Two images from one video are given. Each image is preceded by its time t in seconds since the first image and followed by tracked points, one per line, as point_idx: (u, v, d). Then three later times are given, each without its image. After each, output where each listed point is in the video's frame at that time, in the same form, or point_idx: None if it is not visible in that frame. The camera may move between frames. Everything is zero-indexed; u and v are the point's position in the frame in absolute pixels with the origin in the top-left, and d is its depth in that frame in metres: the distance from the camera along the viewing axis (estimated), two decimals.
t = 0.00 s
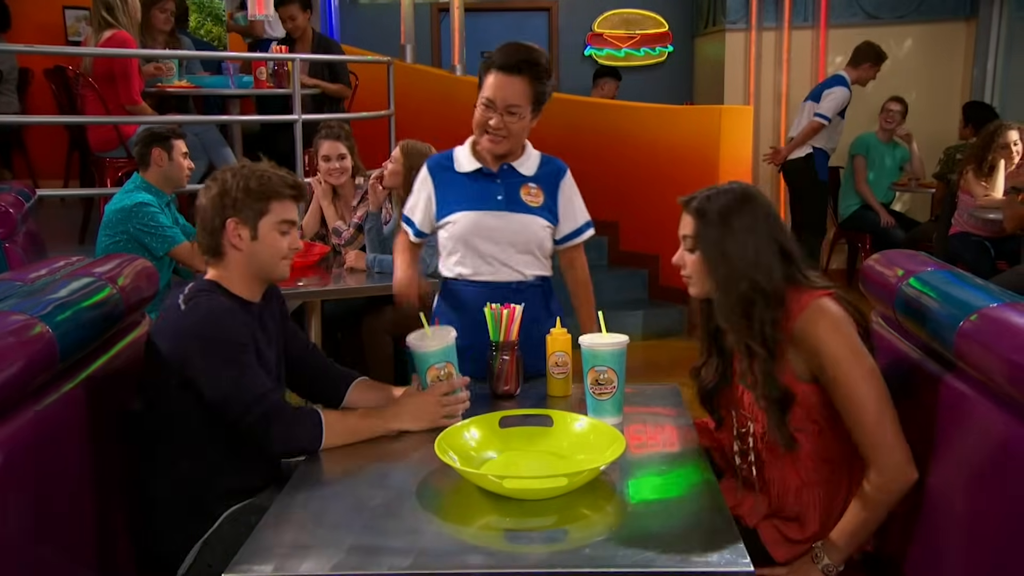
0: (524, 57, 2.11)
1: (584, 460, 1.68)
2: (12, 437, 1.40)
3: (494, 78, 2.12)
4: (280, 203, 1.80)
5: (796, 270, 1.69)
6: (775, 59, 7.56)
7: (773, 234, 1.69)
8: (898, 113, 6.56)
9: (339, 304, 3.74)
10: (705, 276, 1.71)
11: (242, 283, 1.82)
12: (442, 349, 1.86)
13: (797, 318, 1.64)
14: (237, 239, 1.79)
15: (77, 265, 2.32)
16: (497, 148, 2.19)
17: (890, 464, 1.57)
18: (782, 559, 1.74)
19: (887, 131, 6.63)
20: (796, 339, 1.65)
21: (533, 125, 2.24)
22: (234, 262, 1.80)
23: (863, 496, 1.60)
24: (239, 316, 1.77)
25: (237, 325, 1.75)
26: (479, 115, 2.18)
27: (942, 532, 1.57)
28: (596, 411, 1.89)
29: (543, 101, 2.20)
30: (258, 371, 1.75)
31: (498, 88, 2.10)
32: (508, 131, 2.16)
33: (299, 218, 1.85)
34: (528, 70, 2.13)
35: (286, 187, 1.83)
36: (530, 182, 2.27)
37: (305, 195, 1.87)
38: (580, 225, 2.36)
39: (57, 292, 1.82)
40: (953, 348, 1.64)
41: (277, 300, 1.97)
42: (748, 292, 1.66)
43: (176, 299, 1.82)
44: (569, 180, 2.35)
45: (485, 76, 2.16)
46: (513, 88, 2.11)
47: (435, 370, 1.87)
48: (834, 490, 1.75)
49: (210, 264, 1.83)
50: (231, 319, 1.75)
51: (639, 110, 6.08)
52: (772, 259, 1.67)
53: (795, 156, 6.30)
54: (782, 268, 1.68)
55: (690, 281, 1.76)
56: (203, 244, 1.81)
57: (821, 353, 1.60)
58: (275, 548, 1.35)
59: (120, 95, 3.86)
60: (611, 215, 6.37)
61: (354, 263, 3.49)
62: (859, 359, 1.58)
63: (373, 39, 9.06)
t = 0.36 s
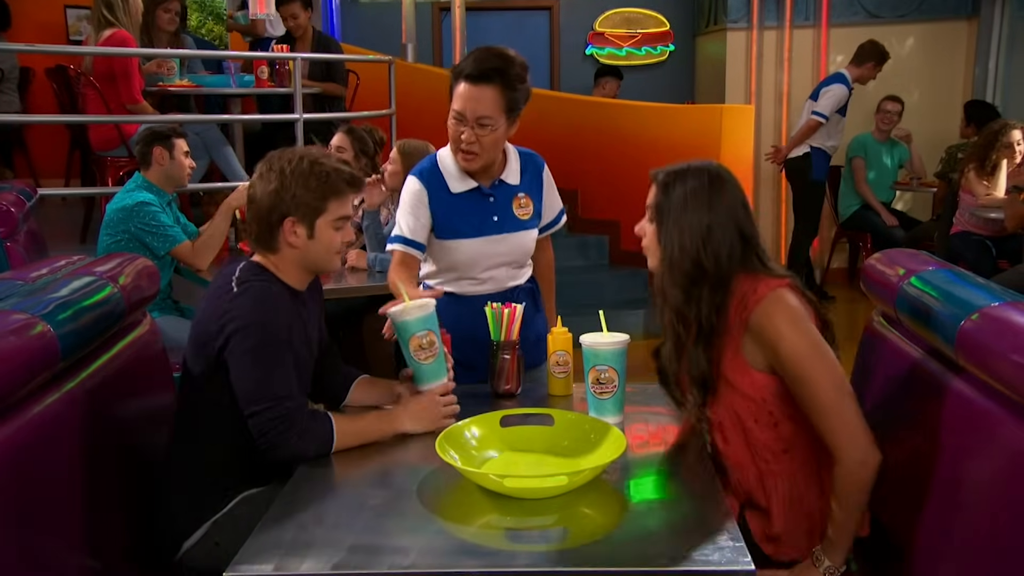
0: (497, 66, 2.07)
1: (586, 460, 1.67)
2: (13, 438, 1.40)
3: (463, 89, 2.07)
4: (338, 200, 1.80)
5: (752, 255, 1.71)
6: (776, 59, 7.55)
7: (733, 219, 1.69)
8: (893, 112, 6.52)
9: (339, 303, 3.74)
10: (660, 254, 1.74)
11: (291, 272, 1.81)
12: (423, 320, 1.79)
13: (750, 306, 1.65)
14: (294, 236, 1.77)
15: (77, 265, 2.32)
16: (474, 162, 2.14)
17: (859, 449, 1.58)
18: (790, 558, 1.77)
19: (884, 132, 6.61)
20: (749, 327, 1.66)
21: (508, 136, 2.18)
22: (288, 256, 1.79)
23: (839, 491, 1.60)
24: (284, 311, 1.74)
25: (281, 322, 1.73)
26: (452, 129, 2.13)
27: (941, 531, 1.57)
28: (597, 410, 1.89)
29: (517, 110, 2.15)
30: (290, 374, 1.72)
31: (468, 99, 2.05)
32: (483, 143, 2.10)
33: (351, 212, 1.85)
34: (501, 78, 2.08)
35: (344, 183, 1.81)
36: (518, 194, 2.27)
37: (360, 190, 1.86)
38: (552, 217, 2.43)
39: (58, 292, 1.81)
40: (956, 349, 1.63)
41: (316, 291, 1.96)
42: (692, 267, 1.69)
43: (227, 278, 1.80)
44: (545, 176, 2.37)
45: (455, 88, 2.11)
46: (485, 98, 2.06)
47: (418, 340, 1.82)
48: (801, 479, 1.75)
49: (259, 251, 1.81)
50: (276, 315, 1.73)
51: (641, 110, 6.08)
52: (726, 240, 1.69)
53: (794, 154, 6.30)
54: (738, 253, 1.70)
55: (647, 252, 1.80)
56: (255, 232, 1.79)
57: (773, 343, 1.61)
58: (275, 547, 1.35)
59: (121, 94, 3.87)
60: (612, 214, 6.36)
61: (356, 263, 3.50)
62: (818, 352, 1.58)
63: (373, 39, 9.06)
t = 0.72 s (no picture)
0: (491, 67, 2.05)
1: (586, 461, 1.67)
2: (14, 438, 1.40)
3: (459, 90, 2.07)
4: (307, 210, 1.80)
5: (794, 249, 1.67)
6: (777, 59, 7.55)
7: (780, 211, 1.64)
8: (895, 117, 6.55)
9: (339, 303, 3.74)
10: (707, 235, 1.68)
11: (260, 289, 1.80)
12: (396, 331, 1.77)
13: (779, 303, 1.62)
14: (264, 250, 1.77)
15: (79, 265, 2.32)
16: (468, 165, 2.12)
17: (871, 461, 1.59)
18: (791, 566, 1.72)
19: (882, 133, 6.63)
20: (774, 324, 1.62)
21: (508, 139, 2.17)
22: (259, 272, 1.78)
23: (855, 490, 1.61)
24: (249, 321, 1.74)
25: (245, 331, 1.72)
26: (448, 131, 2.12)
27: (941, 532, 1.57)
28: (597, 410, 1.89)
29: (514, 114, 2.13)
30: (265, 378, 1.72)
31: (461, 100, 2.04)
32: (476, 145, 2.08)
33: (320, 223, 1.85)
34: (494, 79, 2.07)
35: (310, 192, 1.81)
36: (519, 196, 2.26)
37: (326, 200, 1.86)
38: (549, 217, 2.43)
39: (58, 292, 1.81)
40: (956, 351, 1.62)
41: (291, 304, 1.95)
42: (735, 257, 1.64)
43: (186, 301, 1.81)
44: (538, 176, 2.36)
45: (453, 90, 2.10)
46: (478, 99, 2.04)
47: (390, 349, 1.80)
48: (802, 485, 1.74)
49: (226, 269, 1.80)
50: (237, 324, 1.72)
51: (641, 110, 6.08)
52: (770, 234, 1.64)
53: (793, 156, 6.33)
54: (779, 246, 1.65)
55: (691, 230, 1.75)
56: (223, 247, 1.78)
57: (795, 342, 1.58)
58: (275, 548, 1.35)
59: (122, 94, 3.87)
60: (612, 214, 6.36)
61: (357, 263, 3.51)
62: (841, 360, 1.56)
63: (373, 39, 9.06)
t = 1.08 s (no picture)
0: (464, 41, 1.99)
1: (588, 461, 1.67)
2: (15, 438, 1.40)
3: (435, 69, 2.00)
4: (272, 200, 1.81)
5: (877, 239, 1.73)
6: (777, 59, 7.55)
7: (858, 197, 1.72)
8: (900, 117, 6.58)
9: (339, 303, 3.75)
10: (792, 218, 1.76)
11: (233, 285, 1.80)
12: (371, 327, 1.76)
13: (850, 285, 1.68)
14: (234, 244, 1.78)
15: (80, 265, 2.32)
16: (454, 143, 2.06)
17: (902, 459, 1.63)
18: (790, 565, 1.80)
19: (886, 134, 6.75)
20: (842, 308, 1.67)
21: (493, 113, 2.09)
22: (232, 266, 1.79)
23: (870, 491, 1.67)
24: (232, 326, 1.74)
25: (228, 337, 1.72)
26: (432, 113, 2.06)
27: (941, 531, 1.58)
28: (598, 410, 1.89)
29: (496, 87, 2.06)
30: (255, 380, 1.72)
31: (438, 76, 1.98)
32: (461, 123, 2.02)
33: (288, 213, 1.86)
34: (467, 54, 2.00)
35: (275, 182, 1.84)
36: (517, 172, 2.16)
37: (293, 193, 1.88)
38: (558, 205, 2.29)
39: (59, 292, 1.81)
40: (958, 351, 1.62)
41: (267, 302, 1.95)
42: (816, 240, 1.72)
43: (165, 308, 1.80)
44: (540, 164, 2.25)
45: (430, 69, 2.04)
46: (456, 74, 1.98)
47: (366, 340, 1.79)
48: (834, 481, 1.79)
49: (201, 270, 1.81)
50: (220, 331, 1.72)
51: (642, 111, 6.08)
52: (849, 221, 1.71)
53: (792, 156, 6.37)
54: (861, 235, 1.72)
55: (770, 217, 1.83)
56: (194, 246, 1.79)
57: (859, 329, 1.63)
58: (276, 547, 1.36)
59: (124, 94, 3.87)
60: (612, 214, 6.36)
61: (358, 263, 3.50)
62: (899, 353, 1.62)
63: (375, 39, 9.07)
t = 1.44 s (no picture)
0: (515, 49, 2.07)
1: (588, 462, 1.67)
2: (16, 438, 1.40)
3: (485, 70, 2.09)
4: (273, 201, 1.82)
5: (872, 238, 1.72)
6: (777, 60, 7.54)
7: (853, 199, 1.71)
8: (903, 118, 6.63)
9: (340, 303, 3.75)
10: (790, 220, 1.76)
11: (229, 285, 1.80)
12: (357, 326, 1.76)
13: (845, 287, 1.68)
14: (237, 244, 1.78)
15: (80, 265, 2.32)
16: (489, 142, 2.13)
17: (899, 457, 1.63)
18: (787, 561, 1.80)
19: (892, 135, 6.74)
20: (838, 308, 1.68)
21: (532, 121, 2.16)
22: (231, 266, 1.78)
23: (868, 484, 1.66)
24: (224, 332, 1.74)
25: (220, 342, 1.72)
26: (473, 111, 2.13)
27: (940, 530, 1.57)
28: (598, 411, 1.88)
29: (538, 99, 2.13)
30: (250, 384, 1.72)
31: (485, 76, 2.06)
32: (497, 124, 2.09)
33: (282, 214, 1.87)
34: (518, 62, 2.08)
35: (274, 184, 1.85)
36: (543, 177, 2.18)
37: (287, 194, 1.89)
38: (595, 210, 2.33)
39: (59, 293, 1.81)
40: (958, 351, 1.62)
41: (256, 303, 1.95)
42: (816, 241, 1.73)
43: (157, 315, 1.79)
44: (576, 170, 2.27)
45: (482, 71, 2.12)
46: (501, 79, 2.06)
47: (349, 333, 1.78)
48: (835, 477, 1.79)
49: (193, 269, 1.79)
50: (213, 336, 1.72)
51: (642, 112, 6.08)
52: (847, 222, 1.71)
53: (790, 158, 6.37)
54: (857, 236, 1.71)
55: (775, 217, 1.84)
56: (193, 246, 1.77)
57: (853, 329, 1.64)
58: (275, 546, 1.36)
59: (124, 95, 3.88)
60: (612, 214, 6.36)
61: (358, 264, 3.49)
62: (895, 353, 1.61)
63: (376, 40, 9.07)
